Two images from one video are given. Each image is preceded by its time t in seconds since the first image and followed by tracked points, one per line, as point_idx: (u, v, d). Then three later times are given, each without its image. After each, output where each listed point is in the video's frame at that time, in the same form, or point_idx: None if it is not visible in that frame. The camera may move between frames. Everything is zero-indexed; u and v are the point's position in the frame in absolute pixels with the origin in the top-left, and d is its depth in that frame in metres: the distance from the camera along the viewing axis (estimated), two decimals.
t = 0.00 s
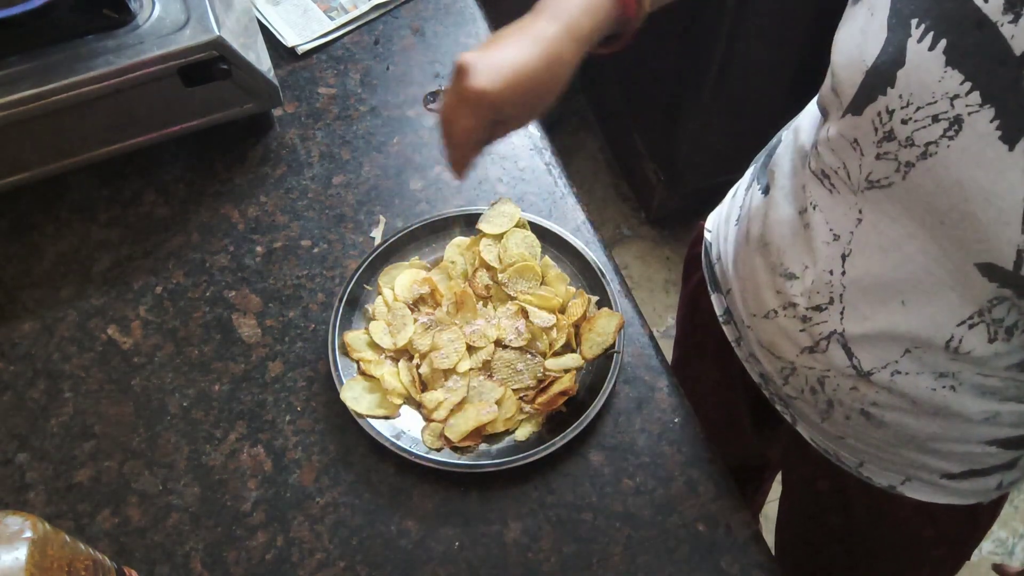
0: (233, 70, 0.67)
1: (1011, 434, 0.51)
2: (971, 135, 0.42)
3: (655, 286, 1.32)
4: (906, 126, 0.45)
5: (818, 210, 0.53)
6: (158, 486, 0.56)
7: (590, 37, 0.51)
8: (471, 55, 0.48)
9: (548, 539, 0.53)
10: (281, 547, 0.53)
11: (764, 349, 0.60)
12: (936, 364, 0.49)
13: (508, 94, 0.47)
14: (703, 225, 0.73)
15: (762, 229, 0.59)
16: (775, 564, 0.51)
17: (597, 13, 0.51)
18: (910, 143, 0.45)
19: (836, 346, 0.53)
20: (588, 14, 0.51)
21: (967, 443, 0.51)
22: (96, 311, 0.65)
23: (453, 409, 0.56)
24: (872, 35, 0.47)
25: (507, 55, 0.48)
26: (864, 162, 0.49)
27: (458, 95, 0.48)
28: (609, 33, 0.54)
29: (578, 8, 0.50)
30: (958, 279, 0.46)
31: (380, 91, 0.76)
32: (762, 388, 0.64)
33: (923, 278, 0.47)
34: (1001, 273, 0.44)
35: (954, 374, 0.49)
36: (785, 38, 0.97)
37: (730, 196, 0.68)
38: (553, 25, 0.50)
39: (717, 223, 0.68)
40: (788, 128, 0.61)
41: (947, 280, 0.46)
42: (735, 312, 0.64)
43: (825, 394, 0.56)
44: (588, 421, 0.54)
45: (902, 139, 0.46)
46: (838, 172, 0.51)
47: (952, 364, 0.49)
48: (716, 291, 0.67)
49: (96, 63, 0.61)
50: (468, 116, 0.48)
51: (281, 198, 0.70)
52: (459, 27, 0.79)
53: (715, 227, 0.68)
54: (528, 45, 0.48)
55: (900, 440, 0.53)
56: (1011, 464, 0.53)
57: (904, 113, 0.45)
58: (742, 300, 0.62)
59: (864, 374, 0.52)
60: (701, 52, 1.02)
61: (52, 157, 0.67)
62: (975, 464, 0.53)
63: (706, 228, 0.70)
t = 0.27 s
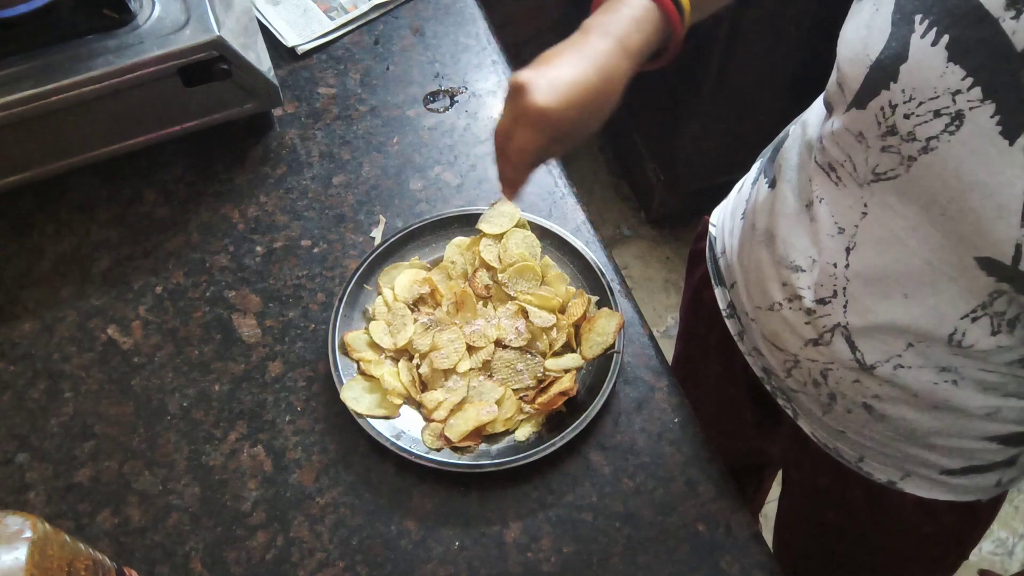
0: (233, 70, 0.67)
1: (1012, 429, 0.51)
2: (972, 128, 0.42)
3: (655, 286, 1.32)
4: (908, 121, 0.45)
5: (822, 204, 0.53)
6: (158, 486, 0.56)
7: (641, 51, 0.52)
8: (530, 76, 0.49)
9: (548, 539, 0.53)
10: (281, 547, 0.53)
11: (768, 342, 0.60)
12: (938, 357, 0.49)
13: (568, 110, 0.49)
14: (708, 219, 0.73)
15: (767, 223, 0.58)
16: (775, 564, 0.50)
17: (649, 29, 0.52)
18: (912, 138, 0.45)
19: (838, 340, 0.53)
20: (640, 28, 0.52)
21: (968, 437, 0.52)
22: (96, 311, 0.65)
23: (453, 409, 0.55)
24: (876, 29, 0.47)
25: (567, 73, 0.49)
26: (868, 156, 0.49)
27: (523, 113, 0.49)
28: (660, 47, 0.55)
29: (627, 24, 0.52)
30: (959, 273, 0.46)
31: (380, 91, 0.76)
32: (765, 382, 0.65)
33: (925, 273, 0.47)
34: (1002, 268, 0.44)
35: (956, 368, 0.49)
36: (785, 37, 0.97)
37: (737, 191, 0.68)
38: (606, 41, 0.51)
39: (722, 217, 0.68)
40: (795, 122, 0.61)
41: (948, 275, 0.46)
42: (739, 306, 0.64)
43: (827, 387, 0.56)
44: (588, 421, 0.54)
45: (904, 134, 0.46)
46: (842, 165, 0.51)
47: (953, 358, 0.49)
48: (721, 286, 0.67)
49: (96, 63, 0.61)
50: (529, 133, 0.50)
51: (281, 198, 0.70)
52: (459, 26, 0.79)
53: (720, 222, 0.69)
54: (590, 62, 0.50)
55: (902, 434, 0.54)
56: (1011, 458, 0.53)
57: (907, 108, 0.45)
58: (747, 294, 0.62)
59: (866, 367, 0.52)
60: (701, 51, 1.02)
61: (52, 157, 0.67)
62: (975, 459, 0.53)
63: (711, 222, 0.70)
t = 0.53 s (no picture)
0: (233, 70, 0.67)
1: (1018, 426, 0.51)
2: (975, 136, 0.42)
3: (655, 286, 1.32)
4: (912, 129, 0.45)
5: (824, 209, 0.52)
6: (158, 486, 0.56)
7: (531, 132, 0.52)
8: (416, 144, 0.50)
9: (548, 539, 0.53)
10: (281, 547, 0.53)
11: (772, 344, 0.60)
12: (945, 358, 0.49)
13: (439, 182, 0.49)
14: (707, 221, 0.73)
15: (769, 226, 0.58)
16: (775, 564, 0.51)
17: (542, 108, 0.51)
18: (916, 145, 0.45)
19: (844, 342, 0.53)
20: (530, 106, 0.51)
21: (974, 435, 0.52)
22: (96, 311, 0.65)
23: (453, 409, 0.56)
24: (874, 39, 0.46)
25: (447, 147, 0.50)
26: (872, 161, 0.48)
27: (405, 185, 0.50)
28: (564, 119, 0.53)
29: (516, 105, 0.51)
30: (966, 276, 0.46)
31: (380, 91, 0.76)
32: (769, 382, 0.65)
33: (932, 276, 0.47)
34: (1009, 272, 0.44)
35: (963, 367, 0.49)
36: (785, 37, 0.97)
37: (736, 192, 0.67)
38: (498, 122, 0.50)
39: (722, 219, 0.68)
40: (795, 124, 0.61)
41: (954, 278, 0.46)
42: (742, 308, 0.64)
43: (833, 388, 0.56)
44: (588, 421, 0.54)
45: (907, 141, 0.45)
46: (847, 169, 0.51)
47: (960, 359, 0.49)
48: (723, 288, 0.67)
49: (96, 63, 0.61)
50: (404, 198, 0.50)
51: (281, 198, 0.70)
52: (459, 27, 0.79)
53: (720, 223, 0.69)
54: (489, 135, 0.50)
55: (908, 433, 0.54)
56: (1017, 455, 0.53)
57: (909, 117, 0.45)
58: (750, 296, 0.62)
59: (873, 369, 0.52)
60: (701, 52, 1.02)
61: (52, 157, 0.67)
62: (980, 456, 0.53)
63: (711, 224, 0.70)
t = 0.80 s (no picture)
0: (233, 70, 0.67)
1: None
2: (972, 150, 0.42)
3: (656, 286, 1.32)
4: (907, 144, 0.45)
5: (821, 224, 0.52)
6: (158, 487, 0.56)
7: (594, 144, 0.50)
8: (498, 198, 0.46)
9: (548, 539, 0.53)
10: (281, 547, 0.53)
11: (775, 357, 0.60)
12: (950, 367, 0.49)
13: (529, 228, 0.46)
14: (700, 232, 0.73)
15: (764, 240, 0.58)
16: (775, 564, 0.51)
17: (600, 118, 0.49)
18: (913, 160, 0.45)
19: (847, 356, 0.53)
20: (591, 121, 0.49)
21: (983, 439, 0.52)
22: (96, 311, 0.65)
23: (453, 409, 0.56)
24: (861, 56, 0.47)
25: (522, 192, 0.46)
26: (867, 177, 0.48)
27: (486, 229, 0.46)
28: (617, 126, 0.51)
29: (579, 118, 0.49)
30: (969, 286, 0.46)
31: (380, 91, 0.76)
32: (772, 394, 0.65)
33: (934, 286, 0.47)
34: (1012, 281, 0.44)
35: (969, 375, 0.49)
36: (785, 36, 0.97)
37: (727, 204, 0.67)
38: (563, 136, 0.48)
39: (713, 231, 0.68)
40: (784, 135, 0.61)
41: (957, 288, 0.46)
42: (740, 322, 0.64)
43: (839, 399, 0.56)
44: (588, 421, 0.54)
45: (903, 156, 0.46)
46: (842, 185, 0.51)
47: (966, 367, 0.48)
48: (719, 301, 0.67)
49: (96, 63, 0.61)
50: (494, 255, 0.47)
51: (281, 198, 0.70)
52: (459, 27, 0.79)
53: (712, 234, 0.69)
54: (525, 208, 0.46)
55: (915, 440, 0.54)
56: None
57: (903, 133, 0.45)
58: (748, 310, 0.62)
59: (878, 381, 0.52)
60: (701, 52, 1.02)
61: (52, 157, 0.67)
62: (989, 458, 0.53)
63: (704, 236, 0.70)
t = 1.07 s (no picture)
0: (233, 70, 0.67)
1: None
2: (973, 182, 0.42)
3: (656, 286, 1.32)
4: (907, 179, 0.45)
5: (827, 261, 0.52)
6: (158, 487, 0.56)
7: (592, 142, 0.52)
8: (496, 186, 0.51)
9: (548, 539, 0.53)
10: (281, 547, 0.53)
11: (785, 393, 0.60)
12: (963, 403, 0.48)
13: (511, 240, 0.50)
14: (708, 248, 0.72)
15: (768, 275, 0.58)
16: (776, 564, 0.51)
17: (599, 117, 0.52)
18: (912, 196, 0.45)
19: (860, 392, 0.52)
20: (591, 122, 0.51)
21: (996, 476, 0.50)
22: (96, 311, 0.65)
23: (453, 410, 0.56)
24: (857, 92, 0.47)
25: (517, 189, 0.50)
26: (868, 214, 0.48)
27: (469, 222, 0.50)
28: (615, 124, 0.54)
29: (581, 115, 0.52)
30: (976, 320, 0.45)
31: (380, 91, 0.76)
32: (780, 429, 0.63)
33: (943, 318, 0.46)
34: (1023, 315, 0.43)
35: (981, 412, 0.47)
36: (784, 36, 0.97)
37: (732, 234, 0.67)
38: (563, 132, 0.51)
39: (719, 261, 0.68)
40: (786, 172, 0.61)
41: (963, 321, 0.46)
42: (747, 354, 0.63)
43: (851, 437, 0.55)
44: (588, 421, 0.54)
45: (903, 192, 0.45)
46: (842, 222, 0.50)
47: (979, 405, 0.47)
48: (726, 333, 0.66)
49: (95, 63, 0.61)
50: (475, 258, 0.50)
51: (281, 198, 0.70)
52: (459, 27, 0.79)
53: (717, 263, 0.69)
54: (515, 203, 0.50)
55: (930, 476, 0.52)
56: None
57: (903, 167, 0.45)
58: (755, 343, 0.62)
59: (891, 418, 0.51)
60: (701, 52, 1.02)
61: (52, 157, 0.67)
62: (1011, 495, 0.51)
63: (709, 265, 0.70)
